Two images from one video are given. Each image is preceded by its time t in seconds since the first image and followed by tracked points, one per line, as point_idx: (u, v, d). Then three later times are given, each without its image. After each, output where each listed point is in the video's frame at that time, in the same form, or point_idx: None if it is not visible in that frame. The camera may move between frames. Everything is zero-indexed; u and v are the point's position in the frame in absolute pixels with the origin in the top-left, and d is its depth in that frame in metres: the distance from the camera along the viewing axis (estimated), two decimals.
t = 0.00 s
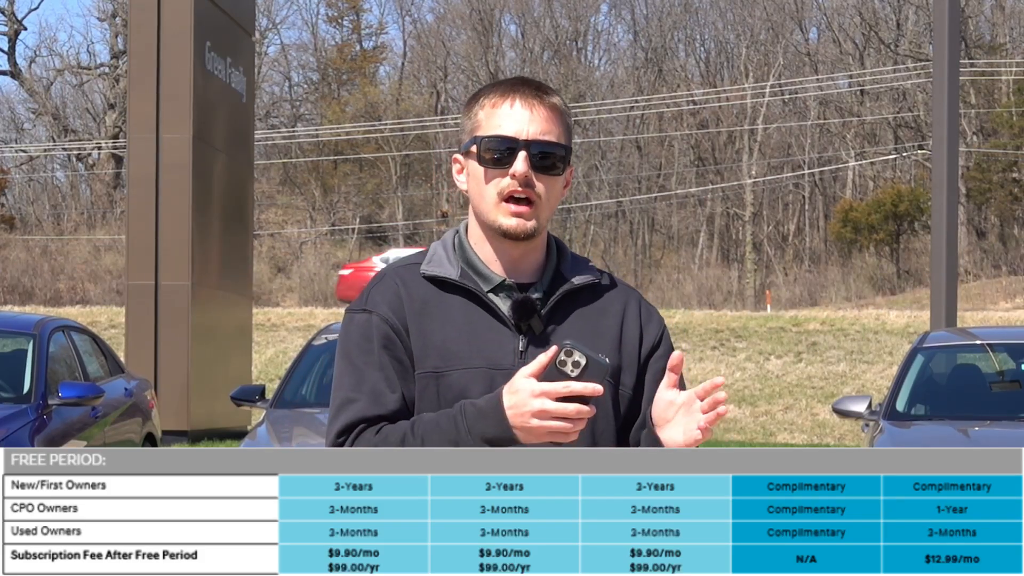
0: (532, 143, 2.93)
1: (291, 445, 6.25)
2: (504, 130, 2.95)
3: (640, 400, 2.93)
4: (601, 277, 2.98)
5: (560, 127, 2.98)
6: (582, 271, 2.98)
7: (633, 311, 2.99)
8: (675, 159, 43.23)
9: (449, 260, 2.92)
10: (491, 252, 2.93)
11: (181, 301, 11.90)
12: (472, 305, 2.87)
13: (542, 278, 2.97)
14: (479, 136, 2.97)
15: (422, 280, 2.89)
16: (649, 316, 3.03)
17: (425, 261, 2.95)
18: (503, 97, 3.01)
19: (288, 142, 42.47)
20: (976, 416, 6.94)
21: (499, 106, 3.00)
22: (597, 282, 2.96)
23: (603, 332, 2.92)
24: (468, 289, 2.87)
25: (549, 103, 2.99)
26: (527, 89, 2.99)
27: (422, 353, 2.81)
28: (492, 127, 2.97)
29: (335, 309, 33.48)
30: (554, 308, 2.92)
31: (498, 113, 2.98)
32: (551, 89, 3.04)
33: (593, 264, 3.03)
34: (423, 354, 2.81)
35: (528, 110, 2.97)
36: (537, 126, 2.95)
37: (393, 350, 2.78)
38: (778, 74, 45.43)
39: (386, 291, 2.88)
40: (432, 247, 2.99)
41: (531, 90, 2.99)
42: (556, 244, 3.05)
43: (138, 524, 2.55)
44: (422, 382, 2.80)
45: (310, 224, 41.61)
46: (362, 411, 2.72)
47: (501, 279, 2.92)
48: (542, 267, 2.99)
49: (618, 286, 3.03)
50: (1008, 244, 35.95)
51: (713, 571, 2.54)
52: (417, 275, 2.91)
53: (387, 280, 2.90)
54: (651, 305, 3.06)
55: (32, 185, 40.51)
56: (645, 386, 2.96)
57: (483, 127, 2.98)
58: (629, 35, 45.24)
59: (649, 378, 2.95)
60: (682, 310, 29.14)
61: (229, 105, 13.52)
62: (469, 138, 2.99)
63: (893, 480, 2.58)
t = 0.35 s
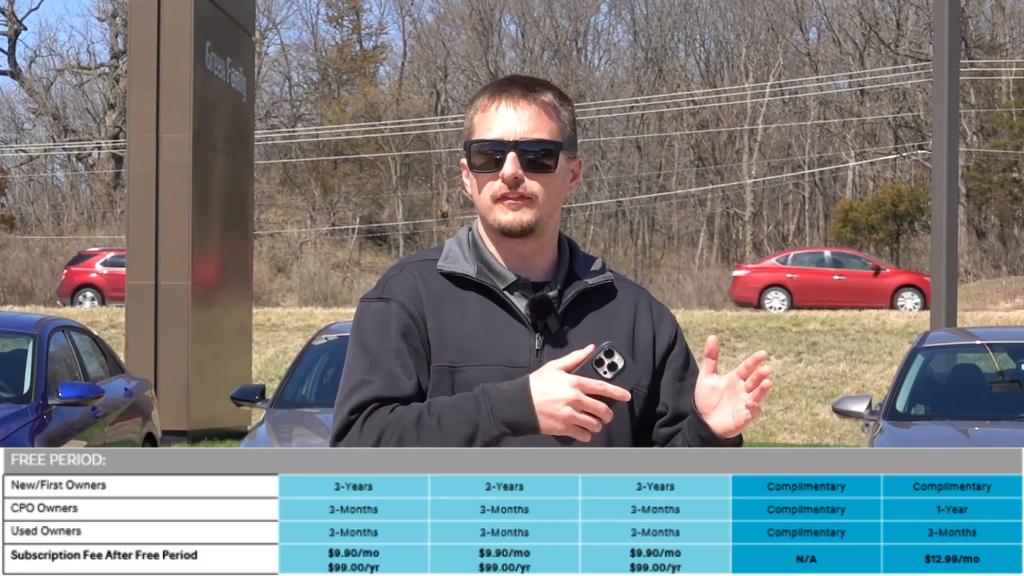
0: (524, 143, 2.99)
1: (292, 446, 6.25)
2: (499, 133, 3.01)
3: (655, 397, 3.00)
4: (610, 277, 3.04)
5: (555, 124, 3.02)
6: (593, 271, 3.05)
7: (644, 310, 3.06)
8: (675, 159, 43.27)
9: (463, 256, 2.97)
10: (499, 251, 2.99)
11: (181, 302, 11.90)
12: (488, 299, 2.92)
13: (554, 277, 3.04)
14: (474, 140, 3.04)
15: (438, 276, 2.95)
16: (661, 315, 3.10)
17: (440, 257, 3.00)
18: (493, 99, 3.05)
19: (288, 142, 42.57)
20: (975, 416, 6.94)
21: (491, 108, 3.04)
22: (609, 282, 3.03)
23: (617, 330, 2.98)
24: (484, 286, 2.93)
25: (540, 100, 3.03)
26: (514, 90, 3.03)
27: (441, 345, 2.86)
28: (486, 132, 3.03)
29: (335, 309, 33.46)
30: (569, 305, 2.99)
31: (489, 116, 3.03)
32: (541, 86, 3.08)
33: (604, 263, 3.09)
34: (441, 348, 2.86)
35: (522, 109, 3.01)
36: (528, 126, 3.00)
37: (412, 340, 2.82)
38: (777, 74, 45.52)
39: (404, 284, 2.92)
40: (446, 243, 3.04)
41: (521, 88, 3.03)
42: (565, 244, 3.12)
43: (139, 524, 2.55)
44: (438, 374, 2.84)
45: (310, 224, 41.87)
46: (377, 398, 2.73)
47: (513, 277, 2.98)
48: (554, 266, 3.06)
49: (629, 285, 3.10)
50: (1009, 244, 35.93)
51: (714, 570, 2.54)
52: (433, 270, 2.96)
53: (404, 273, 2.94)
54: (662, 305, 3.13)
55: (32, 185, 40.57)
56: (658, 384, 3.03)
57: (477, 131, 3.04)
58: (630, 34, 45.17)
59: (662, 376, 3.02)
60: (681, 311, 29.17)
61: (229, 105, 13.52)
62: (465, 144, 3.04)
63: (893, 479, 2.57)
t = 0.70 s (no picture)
0: (533, 150, 2.88)
1: (291, 447, 6.25)
2: (506, 140, 2.90)
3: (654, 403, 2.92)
4: (615, 282, 2.94)
5: (562, 131, 2.92)
6: (596, 278, 2.94)
7: (648, 319, 2.95)
8: (675, 159, 43.19)
9: (463, 263, 2.87)
10: (504, 258, 2.89)
11: (182, 302, 11.90)
12: (488, 308, 2.82)
13: (558, 282, 2.94)
14: (480, 147, 2.92)
15: (436, 284, 2.85)
16: (664, 323, 3.00)
17: (440, 265, 2.91)
18: (500, 106, 2.94)
19: (288, 142, 42.13)
20: (975, 416, 6.94)
21: (497, 115, 2.93)
22: (613, 287, 2.92)
23: (620, 337, 2.88)
24: (485, 294, 2.82)
25: (547, 107, 2.93)
26: (522, 95, 2.92)
27: (440, 353, 2.76)
28: (493, 139, 2.91)
29: (334, 309, 33.47)
30: (571, 310, 2.88)
31: (497, 123, 2.92)
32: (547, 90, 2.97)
33: (608, 268, 2.99)
34: (440, 355, 2.76)
35: (528, 117, 2.91)
36: (538, 134, 2.89)
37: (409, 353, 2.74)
38: (778, 74, 45.53)
39: (401, 297, 2.84)
40: (446, 251, 2.95)
41: (530, 94, 2.92)
42: (570, 247, 3.02)
43: (139, 524, 2.55)
44: (440, 384, 2.74)
45: (310, 224, 41.43)
46: (378, 409, 2.71)
47: (516, 282, 2.87)
48: (558, 270, 2.96)
49: (633, 292, 2.99)
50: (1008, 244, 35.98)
51: (713, 570, 2.54)
52: (432, 277, 2.87)
53: (402, 284, 2.86)
54: (666, 312, 3.02)
55: (32, 185, 40.63)
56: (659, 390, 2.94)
57: (484, 138, 2.92)
58: (629, 35, 45.27)
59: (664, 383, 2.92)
60: (681, 312, 29.16)
61: (229, 105, 13.51)
62: (471, 150, 2.92)
63: (893, 479, 2.58)
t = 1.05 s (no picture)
0: (521, 145, 2.78)
1: (290, 447, 6.24)
2: (492, 136, 2.80)
3: (649, 406, 2.75)
4: (611, 276, 2.77)
5: (552, 124, 2.81)
6: (592, 270, 2.78)
7: (647, 314, 2.78)
8: (675, 159, 43.20)
9: (452, 266, 2.75)
10: (495, 257, 2.76)
11: (181, 301, 11.90)
12: (474, 312, 2.69)
13: (551, 279, 2.78)
14: (469, 143, 2.83)
15: (425, 291, 2.73)
16: (665, 318, 2.82)
17: (429, 271, 2.78)
18: (486, 103, 2.84)
19: (288, 143, 42.23)
20: (975, 416, 6.94)
21: (484, 111, 2.84)
22: (609, 282, 2.75)
23: (614, 334, 2.72)
24: (472, 298, 2.69)
25: (536, 101, 2.83)
26: (510, 90, 2.83)
27: (424, 362, 2.64)
28: (481, 135, 2.82)
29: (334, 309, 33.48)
30: (562, 310, 2.72)
31: (484, 119, 2.82)
32: (536, 85, 2.88)
33: (605, 262, 2.83)
34: (425, 365, 2.64)
35: (516, 111, 2.81)
36: (526, 128, 2.79)
37: (379, 371, 2.66)
38: (778, 74, 45.49)
39: (383, 314, 2.73)
40: (437, 255, 2.83)
41: (518, 89, 2.83)
42: (566, 240, 2.87)
43: (140, 524, 2.55)
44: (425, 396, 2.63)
45: (310, 224, 41.40)
46: (346, 432, 2.67)
47: (506, 282, 2.74)
48: (553, 266, 2.81)
49: (631, 287, 2.82)
50: (1008, 244, 36.02)
51: (713, 570, 2.54)
52: (420, 286, 2.75)
53: (387, 298, 2.75)
54: (668, 306, 2.85)
55: (32, 185, 40.64)
56: (657, 389, 2.76)
57: (472, 135, 2.83)
58: (629, 35, 45.35)
59: (661, 382, 2.75)
60: (681, 312, 29.14)
61: (229, 105, 13.51)
62: (459, 148, 2.83)
63: (894, 479, 2.58)
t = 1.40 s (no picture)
0: (511, 144, 2.75)
1: (291, 446, 6.24)
2: (483, 135, 2.77)
3: (638, 406, 2.66)
4: (600, 274, 2.69)
5: (542, 122, 2.78)
6: (580, 265, 2.71)
7: (637, 310, 2.69)
8: (675, 159, 43.17)
9: (442, 268, 2.73)
10: (482, 258, 2.74)
11: (182, 301, 11.90)
12: (459, 313, 2.66)
13: (541, 277, 2.73)
14: (459, 143, 2.79)
15: (413, 293, 2.71)
16: (657, 314, 2.71)
17: (419, 273, 2.76)
18: (476, 102, 2.81)
19: (288, 143, 42.28)
20: (975, 416, 6.94)
21: (474, 110, 2.80)
22: (597, 280, 2.68)
23: (600, 332, 2.64)
24: (456, 299, 2.66)
25: (525, 100, 2.80)
26: (500, 88, 2.79)
27: (407, 364, 2.62)
28: (471, 133, 2.78)
29: (334, 309, 33.51)
30: (546, 308, 2.66)
31: (474, 118, 2.79)
32: (527, 83, 2.85)
33: (596, 257, 2.75)
34: (407, 367, 2.62)
35: (506, 109, 2.77)
36: (515, 126, 2.75)
37: (363, 373, 2.65)
38: (778, 74, 45.49)
39: (374, 316, 2.72)
40: (430, 256, 2.81)
41: (506, 87, 2.80)
42: (560, 236, 2.81)
43: (139, 524, 2.55)
44: (408, 399, 2.61)
45: (310, 224, 41.79)
46: (332, 431, 2.65)
47: (492, 282, 2.71)
48: (544, 263, 2.75)
49: (624, 284, 2.73)
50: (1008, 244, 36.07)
51: (713, 570, 2.54)
52: (409, 289, 2.72)
53: (377, 300, 2.73)
54: (662, 302, 2.75)
55: (32, 185, 40.67)
56: (646, 389, 2.67)
57: (462, 134, 2.80)
58: (629, 35, 45.45)
59: (648, 382, 2.66)
60: (681, 312, 29.13)
61: (229, 105, 13.51)
62: (449, 146, 2.80)
63: (894, 480, 2.58)
